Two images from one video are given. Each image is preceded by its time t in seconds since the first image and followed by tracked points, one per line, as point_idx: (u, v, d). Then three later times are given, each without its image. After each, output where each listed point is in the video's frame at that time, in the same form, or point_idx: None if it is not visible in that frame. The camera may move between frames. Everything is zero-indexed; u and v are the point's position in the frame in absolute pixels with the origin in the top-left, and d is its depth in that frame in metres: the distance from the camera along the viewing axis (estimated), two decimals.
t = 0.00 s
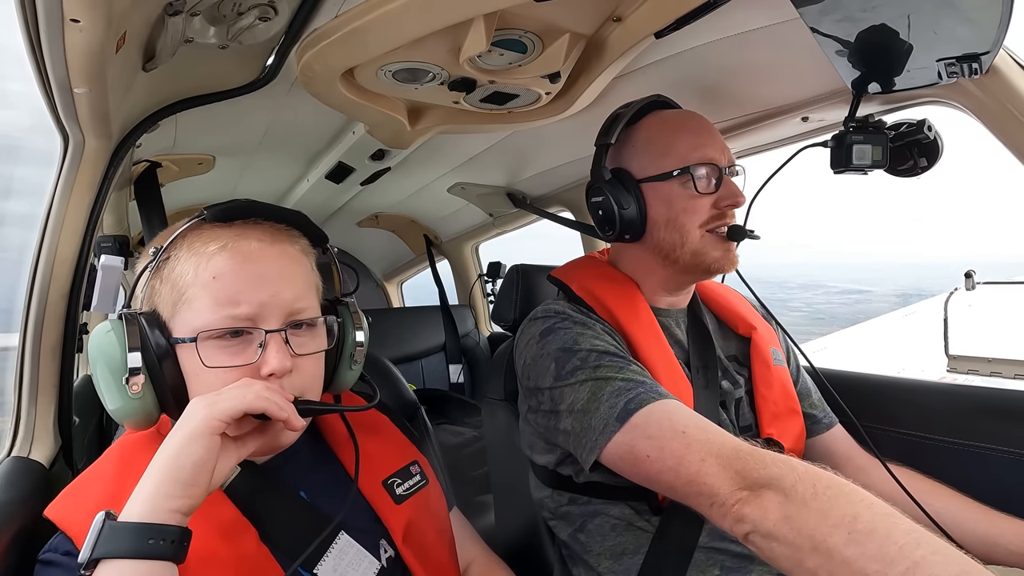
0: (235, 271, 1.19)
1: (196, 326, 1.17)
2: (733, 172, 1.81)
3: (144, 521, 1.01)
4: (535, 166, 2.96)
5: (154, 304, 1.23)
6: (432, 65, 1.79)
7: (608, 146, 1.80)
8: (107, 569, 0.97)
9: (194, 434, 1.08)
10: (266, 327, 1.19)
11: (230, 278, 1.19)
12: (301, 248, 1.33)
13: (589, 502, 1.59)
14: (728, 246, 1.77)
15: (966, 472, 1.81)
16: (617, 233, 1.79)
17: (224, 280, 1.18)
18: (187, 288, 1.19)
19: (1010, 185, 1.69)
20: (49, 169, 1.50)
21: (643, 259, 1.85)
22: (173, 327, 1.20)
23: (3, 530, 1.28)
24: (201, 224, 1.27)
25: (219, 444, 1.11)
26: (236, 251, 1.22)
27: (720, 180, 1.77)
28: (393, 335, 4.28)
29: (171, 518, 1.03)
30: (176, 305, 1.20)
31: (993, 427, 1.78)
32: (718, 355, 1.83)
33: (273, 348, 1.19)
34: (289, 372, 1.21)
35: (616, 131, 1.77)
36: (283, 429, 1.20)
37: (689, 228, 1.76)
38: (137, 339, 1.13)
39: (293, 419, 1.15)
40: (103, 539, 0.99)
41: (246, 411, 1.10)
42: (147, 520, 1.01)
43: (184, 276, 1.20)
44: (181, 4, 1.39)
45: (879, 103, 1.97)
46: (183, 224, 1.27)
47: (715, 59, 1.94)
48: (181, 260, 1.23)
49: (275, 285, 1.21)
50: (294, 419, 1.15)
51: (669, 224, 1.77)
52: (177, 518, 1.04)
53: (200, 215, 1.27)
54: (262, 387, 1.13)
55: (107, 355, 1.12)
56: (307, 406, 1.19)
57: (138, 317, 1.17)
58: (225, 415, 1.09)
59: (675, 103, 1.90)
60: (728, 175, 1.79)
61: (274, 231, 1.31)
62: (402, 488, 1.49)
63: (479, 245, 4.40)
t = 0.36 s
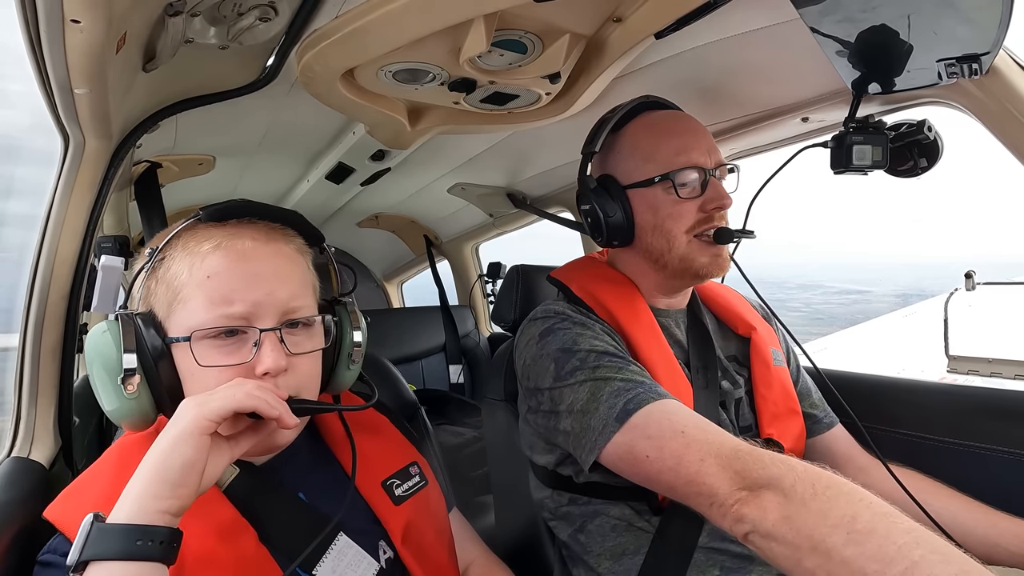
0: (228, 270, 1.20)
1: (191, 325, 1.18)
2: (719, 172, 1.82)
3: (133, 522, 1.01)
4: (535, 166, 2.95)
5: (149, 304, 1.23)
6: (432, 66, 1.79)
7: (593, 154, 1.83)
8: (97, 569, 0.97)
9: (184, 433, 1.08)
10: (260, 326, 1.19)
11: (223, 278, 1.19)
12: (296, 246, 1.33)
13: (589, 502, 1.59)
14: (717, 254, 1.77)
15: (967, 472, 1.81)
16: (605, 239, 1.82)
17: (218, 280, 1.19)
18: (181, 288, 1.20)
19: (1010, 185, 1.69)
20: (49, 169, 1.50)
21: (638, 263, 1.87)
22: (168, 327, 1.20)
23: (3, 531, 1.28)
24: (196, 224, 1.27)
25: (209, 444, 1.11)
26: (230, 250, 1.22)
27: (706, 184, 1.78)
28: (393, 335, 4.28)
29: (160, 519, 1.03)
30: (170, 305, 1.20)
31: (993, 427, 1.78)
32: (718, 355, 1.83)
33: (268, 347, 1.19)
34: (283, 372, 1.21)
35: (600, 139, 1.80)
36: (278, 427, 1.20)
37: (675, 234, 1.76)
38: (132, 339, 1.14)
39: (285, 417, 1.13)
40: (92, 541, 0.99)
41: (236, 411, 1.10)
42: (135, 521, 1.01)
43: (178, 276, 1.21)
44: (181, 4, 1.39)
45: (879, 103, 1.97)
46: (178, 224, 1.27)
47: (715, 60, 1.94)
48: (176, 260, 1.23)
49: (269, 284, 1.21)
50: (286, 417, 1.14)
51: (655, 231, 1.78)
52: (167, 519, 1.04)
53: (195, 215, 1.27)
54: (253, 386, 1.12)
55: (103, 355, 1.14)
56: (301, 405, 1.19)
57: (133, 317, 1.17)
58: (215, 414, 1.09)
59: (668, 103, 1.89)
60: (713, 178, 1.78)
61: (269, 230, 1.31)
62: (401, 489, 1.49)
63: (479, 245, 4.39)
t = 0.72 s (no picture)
0: (222, 270, 1.20)
1: (184, 326, 1.18)
2: (718, 173, 1.82)
3: (122, 522, 1.01)
4: (535, 166, 2.95)
5: (143, 305, 1.23)
6: (432, 66, 1.79)
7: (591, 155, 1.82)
8: (89, 570, 0.97)
9: (175, 434, 1.07)
10: (255, 327, 1.19)
11: (217, 278, 1.19)
12: (291, 246, 1.33)
13: (589, 503, 1.59)
14: (716, 250, 1.76)
15: (966, 472, 1.82)
16: (603, 239, 1.82)
17: (211, 280, 1.19)
18: (175, 289, 1.20)
19: (1010, 185, 1.69)
20: (50, 169, 1.50)
21: (636, 263, 1.87)
22: (164, 329, 1.20)
23: (3, 531, 1.28)
24: (190, 226, 1.27)
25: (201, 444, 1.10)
26: (224, 252, 1.22)
27: (704, 184, 1.78)
28: (394, 335, 4.28)
29: (149, 520, 1.03)
30: (164, 306, 1.20)
31: (993, 428, 1.78)
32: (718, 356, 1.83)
33: (263, 348, 1.19)
34: (279, 373, 1.20)
35: (597, 140, 1.80)
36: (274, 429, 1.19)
37: (673, 235, 1.76)
38: (124, 343, 1.14)
39: (278, 419, 1.13)
40: (81, 542, 0.98)
41: (229, 412, 1.09)
42: (125, 521, 1.01)
43: (172, 276, 1.21)
44: (181, 4, 1.39)
45: (880, 103, 1.96)
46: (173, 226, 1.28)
47: (715, 60, 1.94)
48: (170, 261, 1.24)
49: (263, 284, 1.21)
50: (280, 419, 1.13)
51: (652, 232, 1.78)
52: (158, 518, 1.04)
53: (190, 217, 1.27)
54: (247, 387, 1.12)
55: (96, 357, 1.15)
56: (298, 407, 1.18)
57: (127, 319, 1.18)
58: (207, 415, 1.09)
59: (667, 103, 1.89)
60: (712, 179, 1.79)
61: (263, 230, 1.31)
62: (401, 490, 1.49)
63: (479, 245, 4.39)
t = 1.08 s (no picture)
0: (236, 264, 1.20)
1: (195, 316, 1.18)
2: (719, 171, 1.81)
3: (112, 524, 1.01)
4: (535, 166, 2.95)
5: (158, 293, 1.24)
6: (432, 66, 1.79)
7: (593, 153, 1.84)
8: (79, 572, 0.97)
9: (165, 434, 1.06)
10: (260, 324, 1.18)
11: (232, 271, 1.20)
12: (308, 249, 1.33)
13: (589, 503, 1.59)
14: (716, 253, 1.77)
15: (966, 472, 1.82)
16: (604, 237, 1.83)
17: (226, 272, 1.19)
18: (190, 278, 1.21)
19: (1011, 185, 1.69)
20: (50, 170, 1.50)
21: (637, 263, 1.86)
22: (173, 317, 1.20)
23: (3, 531, 1.28)
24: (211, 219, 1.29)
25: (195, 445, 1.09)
26: (239, 247, 1.23)
27: (705, 183, 1.78)
28: (394, 335, 4.28)
29: (140, 521, 1.02)
30: (178, 295, 1.21)
31: (993, 427, 1.78)
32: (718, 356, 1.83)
33: (266, 346, 1.17)
34: (279, 372, 1.19)
35: (600, 137, 1.80)
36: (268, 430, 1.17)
37: (675, 234, 1.76)
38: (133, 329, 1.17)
39: (272, 421, 1.11)
40: (71, 543, 0.98)
41: (220, 413, 1.07)
42: (116, 522, 1.01)
43: (189, 266, 1.22)
44: (182, 4, 1.39)
45: (880, 103, 1.96)
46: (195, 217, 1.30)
47: (715, 60, 1.94)
48: (188, 251, 1.25)
49: (275, 282, 1.21)
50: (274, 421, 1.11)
51: (655, 230, 1.78)
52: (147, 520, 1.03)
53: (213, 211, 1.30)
54: (240, 388, 1.10)
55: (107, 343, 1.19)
56: (293, 410, 1.16)
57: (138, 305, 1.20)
58: (199, 416, 1.07)
59: (667, 103, 1.89)
60: (713, 178, 1.78)
61: (281, 230, 1.31)
62: (401, 489, 1.49)
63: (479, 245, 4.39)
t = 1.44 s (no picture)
0: (288, 260, 1.24)
1: (243, 299, 1.22)
2: (719, 172, 1.81)
3: (107, 523, 0.99)
4: (535, 166, 2.95)
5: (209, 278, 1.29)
6: (432, 66, 1.79)
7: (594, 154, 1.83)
8: (73, 571, 0.95)
9: (162, 430, 1.05)
10: (305, 315, 1.22)
11: (286, 263, 1.24)
12: (353, 257, 1.37)
13: (589, 503, 1.59)
14: (717, 250, 1.76)
15: (966, 472, 1.81)
16: (604, 237, 1.83)
17: (280, 265, 1.23)
18: (242, 267, 1.25)
19: (1011, 186, 1.69)
20: (51, 170, 1.50)
21: (637, 264, 1.86)
22: (221, 300, 1.24)
23: (4, 530, 1.28)
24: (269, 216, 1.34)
25: (190, 441, 1.07)
26: (294, 242, 1.27)
27: (706, 184, 1.77)
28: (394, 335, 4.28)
29: (136, 519, 1.00)
30: (229, 280, 1.25)
31: (993, 428, 1.78)
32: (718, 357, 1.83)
33: (307, 337, 1.21)
34: (315, 364, 1.21)
35: (602, 137, 1.80)
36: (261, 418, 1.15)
37: (677, 235, 1.76)
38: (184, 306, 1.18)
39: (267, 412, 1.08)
40: (66, 542, 0.97)
41: (216, 407, 1.06)
42: (111, 521, 0.99)
43: (243, 256, 1.26)
44: (182, 4, 1.39)
45: (880, 103, 1.95)
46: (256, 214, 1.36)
47: (715, 60, 1.94)
48: (242, 241, 1.29)
49: (320, 281, 1.24)
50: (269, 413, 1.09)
51: (655, 231, 1.78)
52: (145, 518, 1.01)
53: (273, 209, 1.36)
54: (236, 382, 1.08)
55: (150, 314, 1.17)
56: (322, 400, 1.17)
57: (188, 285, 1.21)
58: (195, 411, 1.06)
59: (668, 103, 1.89)
60: (714, 180, 1.78)
61: (331, 234, 1.35)
62: (406, 488, 1.49)
63: (479, 245, 4.39)
